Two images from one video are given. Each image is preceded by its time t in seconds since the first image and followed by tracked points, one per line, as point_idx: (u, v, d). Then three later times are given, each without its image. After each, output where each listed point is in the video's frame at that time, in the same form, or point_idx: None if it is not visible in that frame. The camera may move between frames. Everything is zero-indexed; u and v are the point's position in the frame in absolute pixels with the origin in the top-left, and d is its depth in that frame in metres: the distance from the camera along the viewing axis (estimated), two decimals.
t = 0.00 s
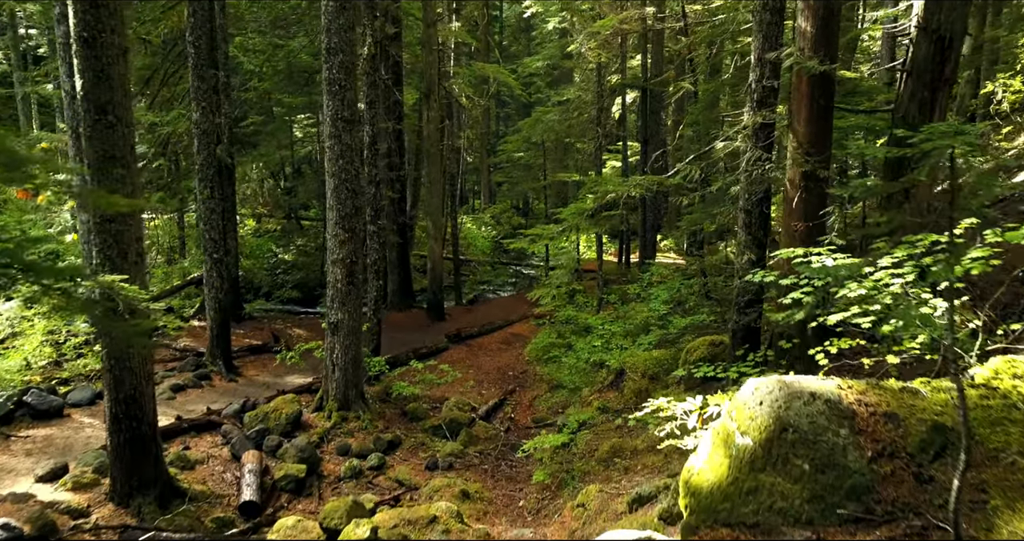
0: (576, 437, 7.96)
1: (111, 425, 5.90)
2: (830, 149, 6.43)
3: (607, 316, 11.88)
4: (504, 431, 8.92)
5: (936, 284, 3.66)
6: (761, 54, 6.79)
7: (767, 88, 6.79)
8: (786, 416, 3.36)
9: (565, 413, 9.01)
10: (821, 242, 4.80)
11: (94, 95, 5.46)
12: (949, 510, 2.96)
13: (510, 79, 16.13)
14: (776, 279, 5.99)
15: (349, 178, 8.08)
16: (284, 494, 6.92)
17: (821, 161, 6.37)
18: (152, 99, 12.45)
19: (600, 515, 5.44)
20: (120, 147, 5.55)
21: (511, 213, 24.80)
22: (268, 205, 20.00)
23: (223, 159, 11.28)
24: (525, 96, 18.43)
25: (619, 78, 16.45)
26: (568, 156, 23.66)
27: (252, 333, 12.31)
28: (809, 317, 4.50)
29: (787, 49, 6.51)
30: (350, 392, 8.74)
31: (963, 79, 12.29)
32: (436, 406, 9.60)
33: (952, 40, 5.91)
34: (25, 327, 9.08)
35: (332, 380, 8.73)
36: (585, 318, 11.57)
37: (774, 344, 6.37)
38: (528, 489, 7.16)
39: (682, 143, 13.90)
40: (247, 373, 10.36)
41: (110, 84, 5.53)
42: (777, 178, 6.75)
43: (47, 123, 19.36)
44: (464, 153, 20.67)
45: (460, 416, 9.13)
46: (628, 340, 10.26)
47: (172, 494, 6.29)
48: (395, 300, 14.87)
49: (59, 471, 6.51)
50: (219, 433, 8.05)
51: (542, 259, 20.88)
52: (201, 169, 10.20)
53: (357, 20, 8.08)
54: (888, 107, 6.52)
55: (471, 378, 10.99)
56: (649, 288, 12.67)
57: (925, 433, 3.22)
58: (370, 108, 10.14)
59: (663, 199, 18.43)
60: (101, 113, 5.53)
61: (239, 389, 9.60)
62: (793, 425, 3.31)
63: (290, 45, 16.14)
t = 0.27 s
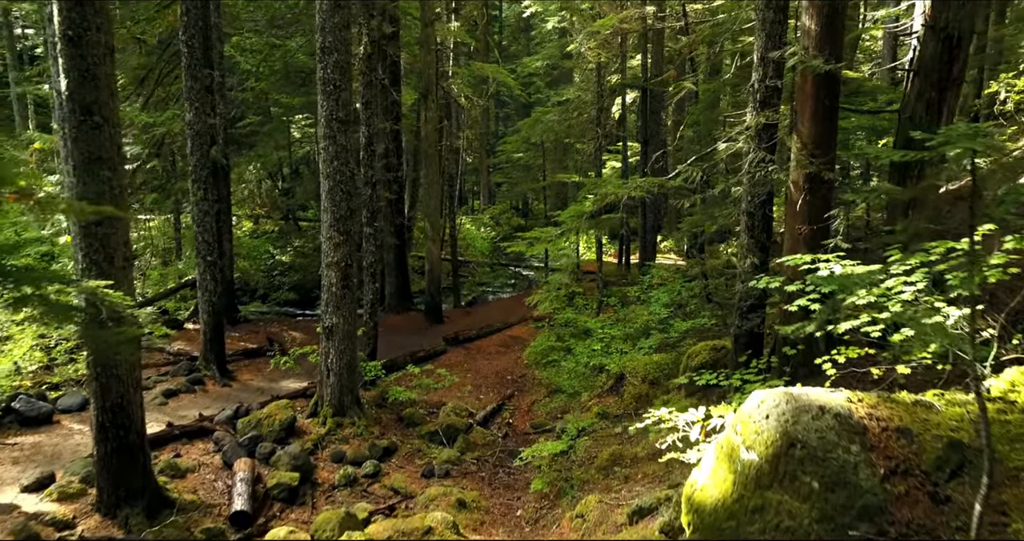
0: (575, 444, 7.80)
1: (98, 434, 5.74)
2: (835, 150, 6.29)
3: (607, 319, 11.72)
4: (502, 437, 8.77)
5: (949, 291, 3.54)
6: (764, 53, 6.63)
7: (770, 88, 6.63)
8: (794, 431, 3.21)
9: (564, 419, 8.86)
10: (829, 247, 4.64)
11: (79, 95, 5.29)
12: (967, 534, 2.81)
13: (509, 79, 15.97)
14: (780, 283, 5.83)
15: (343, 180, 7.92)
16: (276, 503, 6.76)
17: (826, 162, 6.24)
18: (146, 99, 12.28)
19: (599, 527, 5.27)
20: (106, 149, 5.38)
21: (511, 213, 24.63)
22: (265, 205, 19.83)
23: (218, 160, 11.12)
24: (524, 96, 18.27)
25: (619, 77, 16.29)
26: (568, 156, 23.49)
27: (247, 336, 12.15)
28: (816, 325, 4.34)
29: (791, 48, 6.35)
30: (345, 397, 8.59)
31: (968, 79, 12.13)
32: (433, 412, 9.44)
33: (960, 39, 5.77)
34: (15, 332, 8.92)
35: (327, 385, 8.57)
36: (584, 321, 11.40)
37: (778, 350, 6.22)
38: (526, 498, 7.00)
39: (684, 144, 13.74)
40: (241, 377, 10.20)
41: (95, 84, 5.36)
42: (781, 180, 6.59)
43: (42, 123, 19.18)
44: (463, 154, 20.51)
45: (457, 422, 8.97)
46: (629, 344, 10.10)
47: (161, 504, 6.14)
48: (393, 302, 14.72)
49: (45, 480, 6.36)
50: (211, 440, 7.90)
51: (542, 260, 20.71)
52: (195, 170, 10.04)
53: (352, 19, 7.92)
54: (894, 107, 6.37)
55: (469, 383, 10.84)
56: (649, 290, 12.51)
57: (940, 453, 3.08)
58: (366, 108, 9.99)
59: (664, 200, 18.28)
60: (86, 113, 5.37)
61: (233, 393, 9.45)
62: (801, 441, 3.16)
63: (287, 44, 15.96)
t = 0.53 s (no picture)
0: (574, 451, 7.63)
1: (82, 444, 5.58)
2: (841, 151, 6.12)
3: (606, 322, 11.54)
4: (500, 444, 8.60)
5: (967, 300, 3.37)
6: (768, 52, 6.46)
7: (774, 87, 6.46)
8: (803, 449, 3.05)
9: (563, 425, 8.69)
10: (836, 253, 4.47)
11: (61, 95, 5.12)
12: None
13: (508, 79, 15.79)
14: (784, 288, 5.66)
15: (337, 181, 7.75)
16: (267, 513, 6.58)
17: (831, 163, 6.08)
18: (140, 99, 12.10)
19: None
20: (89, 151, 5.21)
21: (510, 214, 24.45)
22: (262, 207, 19.65)
23: (211, 161, 10.94)
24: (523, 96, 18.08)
25: (619, 77, 16.10)
26: (568, 157, 23.31)
27: (242, 340, 11.99)
28: (824, 334, 4.17)
29: (795, 46, 6.18)
30: (339, 403, 8.42)
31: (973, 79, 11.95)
32: (429, 417, 9.27)
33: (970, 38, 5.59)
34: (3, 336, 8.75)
35: (320, 391, 8.41)
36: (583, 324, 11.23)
37: (782, 357, 6.05)
38: (524, 507, 6.81)
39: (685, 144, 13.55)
40: (234, 382, 10.04)
41: (78, 83, 5.18)
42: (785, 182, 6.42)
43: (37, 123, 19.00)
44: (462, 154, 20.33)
45: (454, 428, 8.80)
46: (628, 348, 9.93)
47: (148, 515, 5.97)
48: (390, 304, 14.55)
49: (28, 490, 6.19)
50: (201, 448, 7.73)
51: (541, 261, 20.53)
52: (187, 172, 9.87)
53: (346, 17, 7.74)
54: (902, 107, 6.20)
55: (466, 387, 10.66)
56: (650, 293, 12.33)
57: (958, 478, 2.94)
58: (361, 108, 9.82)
59: (664, 201, 18.10)
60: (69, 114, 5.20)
61: (226, 399, 9.28)
62: (811, 459, 3.00)
63: (284, 44, 15.79)
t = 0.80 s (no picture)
0: (573, 458, 7.48)
1: (67, 452, 5.42)
2: (846, 152, 5.97)
3: (606, 325, 11.39)
4: (498, 450, 8.44)
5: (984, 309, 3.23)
6: (771, 51, 6.31)
7: (777, 87, 6.30)
8: (812, 466, 2.90)
9: (562, 431, 8.53)
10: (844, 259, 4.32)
11: (44, 94, 4.97)
12: None
13: (506, 78, 15.63)
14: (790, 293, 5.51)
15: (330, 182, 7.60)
16: (259, 521, 6.42)
17: (837, 164, 5.93)
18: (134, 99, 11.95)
19: None
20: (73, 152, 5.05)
21: (509, 215, 24.29)
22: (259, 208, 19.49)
23: (206, 162, 10.79)
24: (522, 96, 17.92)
25: (619, 77, 15.94)
26: (568, 157, 23.16)
27: (237, 343, 11.84)
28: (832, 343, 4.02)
29: (799, 45, 6.02)
30: (334, 408, 8.27)
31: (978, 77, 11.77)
32: (426, 422, 9.11)
33: (980, 35, 5.44)
34: None
35: (315, 396, 8.25)
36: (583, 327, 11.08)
37: (787, 363, 5.90)
38: (522, 515, 6.65)
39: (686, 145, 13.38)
40: (228, 386, 9.88)
41: (62, 81, 5.03)
42: (789, 184, 6.27)
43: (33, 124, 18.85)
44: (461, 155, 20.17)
45: (451, 433, 8.64)
46: (628, 352, 9.77)
47: (135, 525, 5.82)
48: (388, 306, 14.40)
49: (13, 499, 6.04)
50: (193, 454, 7.58)
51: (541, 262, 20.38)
52: (181, 173, 9.72)
53: (340, 14, 7.59)
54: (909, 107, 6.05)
55: (464, 392, 10.51)
56: (650, 295, 12.18)
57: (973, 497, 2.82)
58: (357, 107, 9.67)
59: (664, 201, 17.93)
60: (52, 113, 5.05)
61: (219, 403, 9.13)
62: (820, 477, 2.85)
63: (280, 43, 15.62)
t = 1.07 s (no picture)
0: (572, 465, 7.33)
1: (51, 462, 5.27)
2: (852, 152, 5.82)
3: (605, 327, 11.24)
4: (495, 455, 8.29)
5: (1001, 317, 3.08)
6: (775, 49, 6.16)
7: (781, 86, 6.16)
8: (822, 484, 2.75)
9: (560, 436, 8.39)
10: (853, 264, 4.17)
11: (26, 93, 4.82)
12: None
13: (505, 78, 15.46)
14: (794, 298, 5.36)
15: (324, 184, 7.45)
16: (251, 530, 6.27)
17: (842, 165, 5.78)
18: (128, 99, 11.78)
19: None
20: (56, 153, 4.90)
21: (509, 215, 24.13)
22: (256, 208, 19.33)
23: (200, 163, 10.63)
24: (521, 96, 17.76)
25: (619, 76, 15.77)
26: (567, 157, 22.99)
27: (232, 345, 11.69)
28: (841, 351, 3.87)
29: (803, 42, 5.87)
30: (329, 413, 8.12)
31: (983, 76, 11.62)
32: (422, 427, 8.96)
33: (990, 33, 5.28)
34: None
35: (309, 401, 8.10)
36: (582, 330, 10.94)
37: (791, 369, 5.75)
38: (520, 524, 6.49)
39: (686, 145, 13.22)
40: (222, 390, 9.73)
41: (44, 80, 4.88)
42: (794, 185, 6.12)
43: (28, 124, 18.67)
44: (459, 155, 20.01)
45: (448, 439, 8.49)
46: (628, 356, 9.63)
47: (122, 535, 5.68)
48: (385, 308, 14.25)
49: None
50: (184, 461, 7.43)
51: (540, 263, 20.22)
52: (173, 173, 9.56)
53: (335, 12, 7.44)
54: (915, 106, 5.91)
55: (462, 395, 10.37)
56: (650, 297, 12.02)
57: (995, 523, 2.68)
58: (353, 107, 9.52)
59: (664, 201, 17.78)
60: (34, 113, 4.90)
61: (212, 408, 8.99)
62: (831, 495, 2.70)
63: (277, 43, 15.46)
